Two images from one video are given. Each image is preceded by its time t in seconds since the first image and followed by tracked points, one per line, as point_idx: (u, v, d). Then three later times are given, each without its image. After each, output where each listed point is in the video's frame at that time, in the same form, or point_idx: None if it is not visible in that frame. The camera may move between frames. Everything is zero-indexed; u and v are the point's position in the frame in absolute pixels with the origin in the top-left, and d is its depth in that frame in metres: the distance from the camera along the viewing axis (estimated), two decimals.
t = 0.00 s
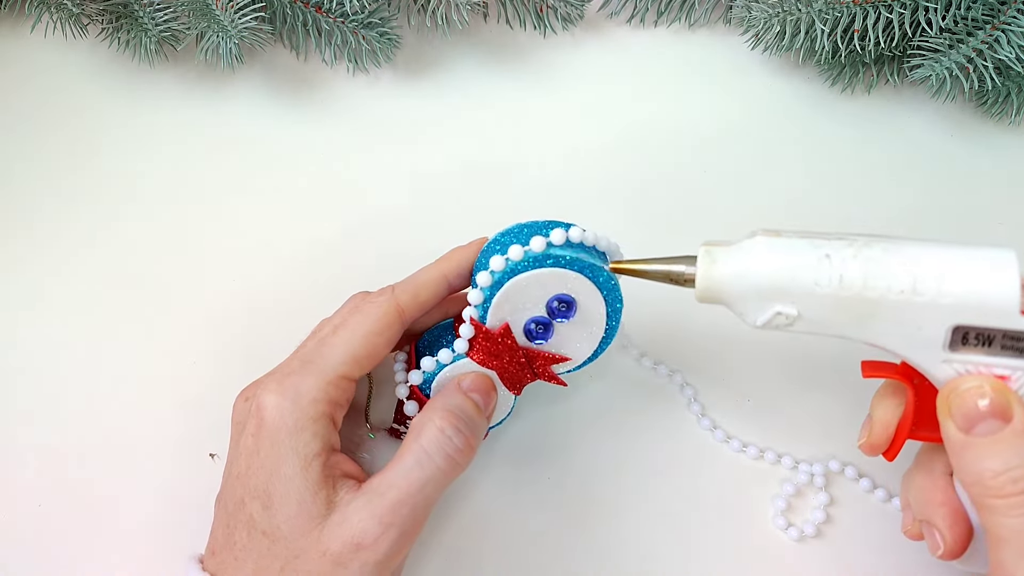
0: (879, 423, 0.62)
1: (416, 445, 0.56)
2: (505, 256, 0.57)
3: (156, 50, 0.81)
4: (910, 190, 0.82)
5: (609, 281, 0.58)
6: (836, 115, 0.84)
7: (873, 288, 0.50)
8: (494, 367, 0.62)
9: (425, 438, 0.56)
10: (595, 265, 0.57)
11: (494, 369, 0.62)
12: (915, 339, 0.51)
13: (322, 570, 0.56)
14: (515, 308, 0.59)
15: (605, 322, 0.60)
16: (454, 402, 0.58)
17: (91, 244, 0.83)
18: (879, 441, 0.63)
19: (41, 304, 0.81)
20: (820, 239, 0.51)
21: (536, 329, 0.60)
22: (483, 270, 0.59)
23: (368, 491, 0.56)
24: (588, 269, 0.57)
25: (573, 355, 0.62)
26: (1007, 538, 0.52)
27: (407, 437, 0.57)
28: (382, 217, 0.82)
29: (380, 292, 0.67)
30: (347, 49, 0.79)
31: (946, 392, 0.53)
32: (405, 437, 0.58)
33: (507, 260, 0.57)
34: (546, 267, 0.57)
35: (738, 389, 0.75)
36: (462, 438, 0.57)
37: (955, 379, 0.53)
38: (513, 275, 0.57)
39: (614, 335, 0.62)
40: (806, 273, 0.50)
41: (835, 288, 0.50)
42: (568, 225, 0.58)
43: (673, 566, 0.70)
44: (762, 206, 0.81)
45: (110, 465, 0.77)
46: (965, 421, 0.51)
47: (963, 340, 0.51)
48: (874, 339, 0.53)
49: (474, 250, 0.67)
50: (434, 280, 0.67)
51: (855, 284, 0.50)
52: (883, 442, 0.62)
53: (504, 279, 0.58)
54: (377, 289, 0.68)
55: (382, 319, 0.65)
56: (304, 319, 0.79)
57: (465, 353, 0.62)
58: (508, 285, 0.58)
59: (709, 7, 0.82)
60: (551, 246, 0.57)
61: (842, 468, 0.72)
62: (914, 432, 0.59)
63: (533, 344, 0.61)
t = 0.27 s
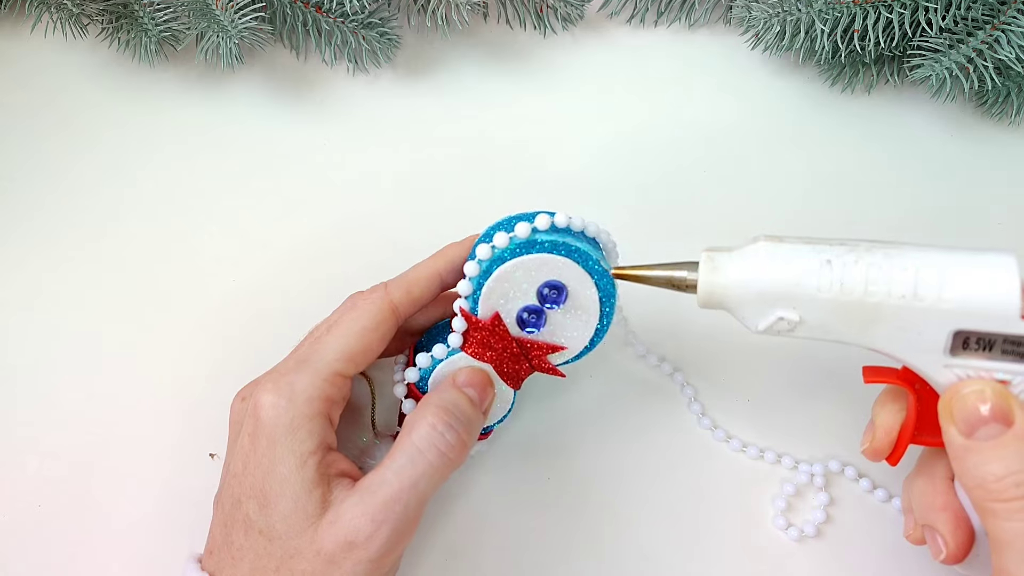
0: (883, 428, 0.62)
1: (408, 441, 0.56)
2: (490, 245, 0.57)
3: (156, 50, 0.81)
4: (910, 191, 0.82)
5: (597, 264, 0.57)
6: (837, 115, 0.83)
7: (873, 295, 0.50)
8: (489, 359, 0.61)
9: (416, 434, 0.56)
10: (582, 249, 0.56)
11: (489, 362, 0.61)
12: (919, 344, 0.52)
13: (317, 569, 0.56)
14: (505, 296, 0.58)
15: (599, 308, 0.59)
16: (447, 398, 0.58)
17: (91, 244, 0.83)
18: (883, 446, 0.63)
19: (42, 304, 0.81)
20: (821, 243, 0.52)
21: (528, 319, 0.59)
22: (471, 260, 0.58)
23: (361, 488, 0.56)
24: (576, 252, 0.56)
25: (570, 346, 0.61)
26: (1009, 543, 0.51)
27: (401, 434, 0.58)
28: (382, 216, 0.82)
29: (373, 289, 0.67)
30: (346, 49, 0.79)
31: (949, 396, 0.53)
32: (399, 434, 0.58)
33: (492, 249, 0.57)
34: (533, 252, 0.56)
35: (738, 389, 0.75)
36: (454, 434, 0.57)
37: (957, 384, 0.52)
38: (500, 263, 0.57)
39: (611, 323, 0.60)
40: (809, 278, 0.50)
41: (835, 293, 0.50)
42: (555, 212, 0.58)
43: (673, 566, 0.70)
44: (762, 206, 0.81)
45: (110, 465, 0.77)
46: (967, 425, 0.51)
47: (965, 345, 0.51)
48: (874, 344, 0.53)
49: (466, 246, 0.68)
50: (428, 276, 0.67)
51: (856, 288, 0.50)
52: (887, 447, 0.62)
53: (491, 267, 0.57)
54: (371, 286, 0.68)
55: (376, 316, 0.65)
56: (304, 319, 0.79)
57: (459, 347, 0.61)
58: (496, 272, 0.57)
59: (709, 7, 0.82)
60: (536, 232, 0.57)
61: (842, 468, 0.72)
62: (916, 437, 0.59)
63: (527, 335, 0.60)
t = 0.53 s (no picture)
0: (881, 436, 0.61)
1: (401, 438, 0.56)
2: (475, 233, 0.57)
3: (156, 50, 0.81)
4: (909, 191, 0.82)
5: (582, 245, 0.56)
6: (837, 115, 0.83)
7: (867, 301, 0.50)
8: (482, 350, 0.61)
9: (409, 431, 0.56)
10: (566, 230, 0.56)
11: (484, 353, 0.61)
12: (913, 350, 0.52)
13: (312, 568, 0.56)
14: (495, 285, 0.58)
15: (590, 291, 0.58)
16: (441, 394, 0.58)
17: (92, 244, 0.83)
18: (880, 452, 0.62)
19: (42, 304, 0.81)
20: (814, 252, 0.52)
21: (519, 307, 0.59)
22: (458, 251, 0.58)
23: (355, 486, 0.56)
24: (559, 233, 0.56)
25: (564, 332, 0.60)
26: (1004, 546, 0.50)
27: (395, 430, 0.58)
28: (382, 216, 0.82)
29: (365, 285, 0.67)
30: (346, 49, 0.79)
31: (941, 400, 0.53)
32: (393, 430, 0.58)
33: (477, 237, 0.57)
34: (517, 237, 0.56)
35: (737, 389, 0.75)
36: (447, 430, 0.57)
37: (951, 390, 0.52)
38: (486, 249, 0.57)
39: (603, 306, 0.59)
40: (803, 285, 0.50)
41: (830, 300, 0.50)
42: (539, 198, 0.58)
43: (672, 566, 0.70)
44: (762, 206, 0.81)
45: (110, 466, 0.77)
46: (963, 430, 0.51)
47: (958, 351, 0.52)
48: (867, 352, 0.53)
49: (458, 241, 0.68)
50: (420, 271, 0.67)
51: (850, 296, 0.50)
52: (884, 453, 0.61)
53: (476, 256, 0.57)
54: (364, 283, 0.68)
55: (368, 312, 0.65)
56: (304, 319, 0.79)
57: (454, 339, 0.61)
58: (482, 262, 0.57)
59: (709, 7, 0.82)
60: (520, 216, 0.56)
61: (842, 468, 0.72)
62: (914, 442, 0.59)
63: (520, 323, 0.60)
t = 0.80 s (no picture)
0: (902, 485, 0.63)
1: (395, 436, 0.56)
2: (465, 226, 0.57)
3: (156, 50, 0.81)
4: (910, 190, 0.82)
5: (570, 234, 0.56)
6: (837, 115, 0.83)
7: (870, 356, 0.51)
8: (478, 345, 0.61)
9: (403, 428, 0.56)
10: (554, 221, 0.56)
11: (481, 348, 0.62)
12: (923, 397, 0.52)
13: (307, 566, 0.56)
14: (486, 279, 0.58)
15: (582, 282, 0.58)
16: (435, 391, 0.58)
17: (92, 244, 0.83)
18: (896, 499, 0.64)
19: (42, 304, 0.81)
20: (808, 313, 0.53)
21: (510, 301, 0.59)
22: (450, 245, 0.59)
23: (349, 484, 0.56)
24: (547, 223, 0.56)
25: (558, 324, 0.60)
26: None
27: (389, 428, 0.57)
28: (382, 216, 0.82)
29: (358, 283, 0.67)
30: (347, 49, 0.79)
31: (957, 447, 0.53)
32: (387, 428, 0.58)
33: (467, 230, 0.57)
34: (507, 229, 0.56)
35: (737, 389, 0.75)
36: (441, 427, 0.57)
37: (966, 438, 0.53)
38: (476, 243, 0.57)
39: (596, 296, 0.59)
40: (806, 347, 0.51)
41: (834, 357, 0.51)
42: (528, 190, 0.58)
43: (673, 567, 0.70)
44: (762, 207, 0.81)
45: (109, 465, 0.77)
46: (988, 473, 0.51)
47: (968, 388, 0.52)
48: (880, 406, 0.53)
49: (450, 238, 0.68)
50: (412, 268, 0.67)
51: (854, 352, 0.51)
52: (899, 501, 0.64)
53: (467, 250, 0.57)
54: (358, 281, 0.68)
55: (361, 309, 0.65)
56: (304, 319, 0.79)
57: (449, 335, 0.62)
58: (472, 256, 0.57)
59: (709, 7, 0.82)
60: (509, 209, 0.57)
61: (842, 468, 0.71)
62: (932, 491, 0.60)
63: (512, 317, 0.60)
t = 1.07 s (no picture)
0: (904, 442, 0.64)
1: (417, 450, 0.56)
2: (508, 248, 0.57)
3: (156, 50, 0.81)
4: (910, 190, 0.82)
5: (610, 272, 0.57)
6: (837, 115, 0.83)
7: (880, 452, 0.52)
8: (500, 366, 0.61)
9: (425, 443, 0.56)
10: (597, 256, 0.56)
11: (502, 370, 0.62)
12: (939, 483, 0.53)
13: None
14: (520, 302, 0.58)
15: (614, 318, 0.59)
16: (457, 407, 0.59)
17: (92, 244, 0.83)
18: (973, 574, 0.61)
19: (43, 303, 0.81)
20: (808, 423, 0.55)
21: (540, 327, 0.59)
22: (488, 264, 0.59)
23: (370, 497, 0.56)
24: (589, 257, 0.56)
25: (583, 358, 0.61)
26: None
27: (410, 442, 0.58)
28: (382, 216, 0.82)
29: (382, 292, 0.66)
30: (346, 49, 0.79)
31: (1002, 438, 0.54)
32: (408, 442, 0.58)
33: (509, 252, 0.57)
34: (550, 257, 0.56)
35: (739, 388, 0.75)
36: (463, 443, 0.57)
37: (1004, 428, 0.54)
38: (517, 267, 0.57)
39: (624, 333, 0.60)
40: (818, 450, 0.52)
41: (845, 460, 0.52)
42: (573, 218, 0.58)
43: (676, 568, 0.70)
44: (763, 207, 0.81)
45: (110, 466, 0.77)
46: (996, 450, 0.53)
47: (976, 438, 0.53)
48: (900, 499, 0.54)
49: (478, 251, 0.67)
50: (438, 280, 0.66)
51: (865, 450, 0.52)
52: None
53: (506, 272, 0.57)
54: (381, 290, 0.67)
55: (384, 320, 0.64)
56: (305, 319, 0.79)
57: (472, 351, 0.61)
58: (511, 279, 0.57)
59: (709, 7, 0.82)
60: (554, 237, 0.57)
61: (842, 468, 0.72)
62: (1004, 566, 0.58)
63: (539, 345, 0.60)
